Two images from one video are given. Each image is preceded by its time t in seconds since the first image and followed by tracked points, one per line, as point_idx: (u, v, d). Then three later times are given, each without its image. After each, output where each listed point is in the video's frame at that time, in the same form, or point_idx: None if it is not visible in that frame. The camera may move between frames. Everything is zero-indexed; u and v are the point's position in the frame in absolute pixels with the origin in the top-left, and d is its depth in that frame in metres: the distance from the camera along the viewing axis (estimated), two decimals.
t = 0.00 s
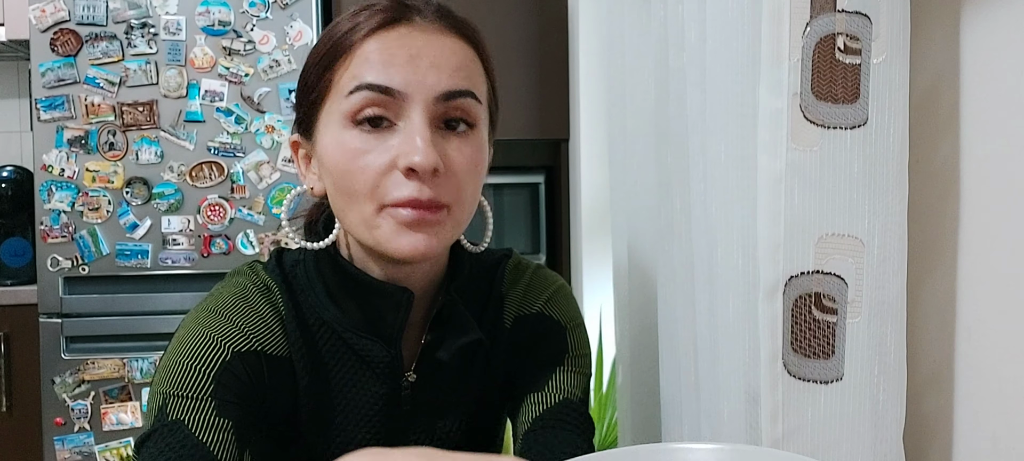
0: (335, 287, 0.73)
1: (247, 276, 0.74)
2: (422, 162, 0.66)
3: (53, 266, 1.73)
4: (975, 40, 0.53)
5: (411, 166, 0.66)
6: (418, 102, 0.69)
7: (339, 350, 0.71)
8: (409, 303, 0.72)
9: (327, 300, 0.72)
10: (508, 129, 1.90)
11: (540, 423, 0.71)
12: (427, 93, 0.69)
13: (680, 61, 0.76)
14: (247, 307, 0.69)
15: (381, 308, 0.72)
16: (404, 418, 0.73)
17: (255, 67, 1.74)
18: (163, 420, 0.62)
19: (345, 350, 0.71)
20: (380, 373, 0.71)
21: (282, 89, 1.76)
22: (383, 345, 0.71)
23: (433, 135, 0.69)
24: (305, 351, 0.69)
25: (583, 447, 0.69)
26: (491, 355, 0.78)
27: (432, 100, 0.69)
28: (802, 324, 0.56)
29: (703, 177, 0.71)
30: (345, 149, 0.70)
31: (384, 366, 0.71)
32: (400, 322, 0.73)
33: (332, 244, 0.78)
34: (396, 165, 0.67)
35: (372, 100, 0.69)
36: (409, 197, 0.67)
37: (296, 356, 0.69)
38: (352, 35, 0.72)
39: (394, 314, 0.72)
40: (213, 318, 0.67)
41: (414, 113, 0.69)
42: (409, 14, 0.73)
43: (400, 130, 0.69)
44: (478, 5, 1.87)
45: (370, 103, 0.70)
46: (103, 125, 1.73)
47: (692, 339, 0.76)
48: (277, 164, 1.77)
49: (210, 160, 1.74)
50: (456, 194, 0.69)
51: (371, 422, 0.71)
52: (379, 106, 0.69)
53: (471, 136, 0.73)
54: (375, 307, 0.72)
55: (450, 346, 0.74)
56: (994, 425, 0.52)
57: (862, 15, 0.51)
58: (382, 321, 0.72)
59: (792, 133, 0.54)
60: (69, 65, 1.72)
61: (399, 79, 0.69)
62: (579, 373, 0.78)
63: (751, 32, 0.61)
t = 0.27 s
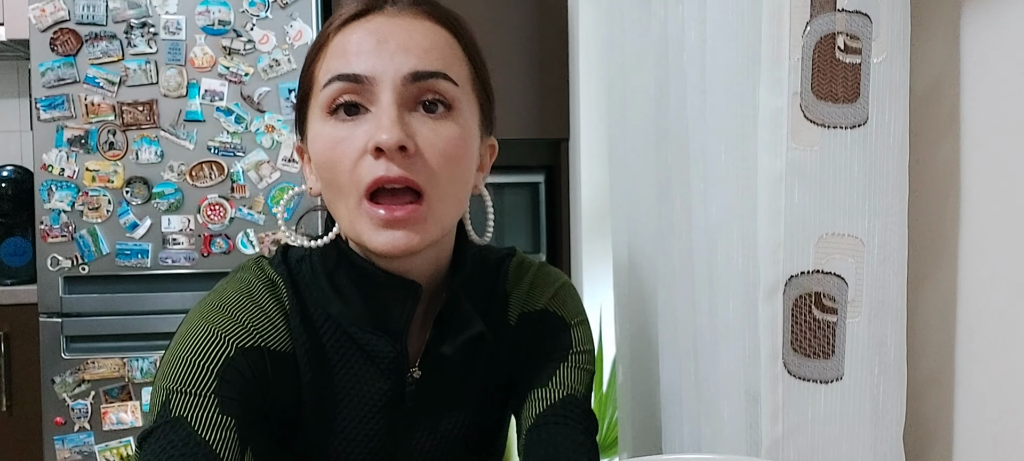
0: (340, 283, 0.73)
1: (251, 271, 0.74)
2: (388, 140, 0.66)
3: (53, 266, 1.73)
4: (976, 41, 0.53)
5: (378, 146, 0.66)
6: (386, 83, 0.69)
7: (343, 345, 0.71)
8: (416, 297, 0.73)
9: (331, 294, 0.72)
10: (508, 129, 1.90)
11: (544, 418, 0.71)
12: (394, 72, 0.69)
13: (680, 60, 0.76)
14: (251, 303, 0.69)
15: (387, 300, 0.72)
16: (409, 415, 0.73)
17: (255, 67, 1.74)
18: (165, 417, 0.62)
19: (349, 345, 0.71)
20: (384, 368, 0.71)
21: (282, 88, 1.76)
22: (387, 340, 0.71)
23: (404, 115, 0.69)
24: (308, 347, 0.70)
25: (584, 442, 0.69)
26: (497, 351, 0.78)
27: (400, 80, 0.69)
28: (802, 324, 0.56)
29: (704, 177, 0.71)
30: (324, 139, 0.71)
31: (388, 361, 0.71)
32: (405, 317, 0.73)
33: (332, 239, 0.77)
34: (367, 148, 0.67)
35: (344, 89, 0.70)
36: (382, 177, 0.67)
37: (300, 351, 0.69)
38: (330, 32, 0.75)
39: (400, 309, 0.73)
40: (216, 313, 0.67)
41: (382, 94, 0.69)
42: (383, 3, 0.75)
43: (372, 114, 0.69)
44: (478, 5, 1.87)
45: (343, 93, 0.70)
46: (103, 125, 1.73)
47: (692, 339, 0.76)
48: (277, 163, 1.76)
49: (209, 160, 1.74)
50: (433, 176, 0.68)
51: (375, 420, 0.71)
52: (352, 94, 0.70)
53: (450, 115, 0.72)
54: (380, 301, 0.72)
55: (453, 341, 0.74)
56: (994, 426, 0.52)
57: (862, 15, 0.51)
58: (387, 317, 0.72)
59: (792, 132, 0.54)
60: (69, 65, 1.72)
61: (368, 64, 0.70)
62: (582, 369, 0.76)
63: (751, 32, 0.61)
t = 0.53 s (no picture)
0: (343, 281, 0.73)
1: (253, 270, 0.74)
2: (385, 166, 0.66)
3: (53, 266, 1.73)
4: (975, 40, 0.53)
5: (375, 170, 0.67)
6: (385, 105, 0.69)
7: (345, 344, 0.71)
8: (418, 296, 0.73)
9: (334, 293, 0.72)
10: (508, 129, 1.90)
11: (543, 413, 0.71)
12: (394, 94, 0.69)
13: (680, 61, 0.76)
14: (254, 302, 0.69)
15: (388, 298, 0.72)
16: (410, 414, 0.73)
17: (254, 67, 1.74)
18: (167, 416, 0.62)
19: (352, 343, 0.71)
20: (387, 367, 0.71)
21: (282, 88, 1.76)
22: (391, 339, 0.71)
23: (403, 135, 0.69)
24: (311, 346, 0.70)
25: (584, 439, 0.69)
26: (499, 348, 0.79)
27: (400, 102, 0.69)
28: (801, 323, 0.56)
29: (704, 177, 0.71)
30: (321, 151, 0.71)
31: (392, 360, 0.71)
32: (409, 315, 0.73)
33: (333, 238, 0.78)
34: (365, 168, 0.68)
35: (343, 105, 0.70)
36: (377, 198, 0.67)
37: (303, 351, 0.69)
38: (332, 38, 0.74)
39: (403, 306, 0.73)
40: (219, 312, 0.67)
41: (382, 116, 0.69)
42: (387, 14, 0.73)
43: (371, 133, 0.69)
44: (478, 4, 1.87)
45: (342, 108, 0.70)
46: (103, 125, 1.73)
47: (692, 339, 0.76)
48: (277, 163, 1.76)
49: (209, 160, 1.74)
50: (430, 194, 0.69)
51: (377, 419, 0.71)
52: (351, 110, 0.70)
53: (451, 132, 0.72)
54: (383, 299, 0.73)
55: (457, 339, 0.74)
56: (993, 425, 0.52)
57: (862, 15, 0.52)
58: (390, 314, 0.73)
59: (792, 132, 0.53)
60: (69, 65, 1.72)
61: (366, 83, 0.69)
62: (582, 365, 0.76)
63: (750, 32, 0.61)
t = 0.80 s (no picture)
0: (341, 282, 0.73)
1: (250, 271, 0.74)
2: (397, 165, 0.66)
3: (53, 266, 1.73)
4: (975, 41, 0.53)
5: (386, 169, 0.67)
6: (397, 104, 0.69)
7: (343, 345, 0.72)
8: (416, 296, 0.73)
9: (333, 294, 0.72)
10: (508, 129, 1.90)
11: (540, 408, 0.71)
12: (405, 93, 0.69)
13: (680, 61, 0.76)
14: (252, 302, 0.69)
15: (387, 298, 0.73)
16: (409, 414, 0.73)
17: (254, 67, 1.74)
18: (166, 416, 0.62)
19: (351, 344, 0.72)
20: (385, 367, 0.71)
21: (282, 88, 1.76)
22: (389, 339, 0.71)
23: (413, 135, 0.69)
24: (310, 347, 0.70)
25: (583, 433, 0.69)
26: (499, 347, 0.78)
27: (412, 101, 0.69)
28: (801, 323, 0.56)
29: (704, 178, 0.71)
30: (328, 148, 0.71)
31: (390, 360, 0.71)
32: (407, 315, 0.73)
33: (332, 237, 0.78)
34: (373, 166, 0.68)
35: (352, 101, 0.70)
36: (386, 196, 0.68)
37: (301, 352, 0.69)
38: (341, 33, 0.74)
39: (401, 306, 0.73)
40: (217, 313, 0.68)
41: (393, 114, 0.69)
42: (397, 12, 0.74)
43: (380, 131, 0.69)
44: (478, 5, 1.87)
45: (351, 105, 0.70)
46: (103, 125, 1.73)
47: (692, 339, 0.76)
48: (277, 164, 1.76)
49: (209, 160, 1.74)
50: (438, 194, 0.69)
51: (375, 418, 0.71)
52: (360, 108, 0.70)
53: (459, 133, 0.73)
54: (382, 299, 0.73)
55: (458, 338, 0.75)
56: (994, 426, 0.52)
57: (862, 15, 0.52)
58: (389, 314, 0.73)
59: (792, 133, 0.53)
60: (69, 65, 1.72)
61: (378, 80, 0.69)
62: (580, 360, 0.76)
63: (750, 32, 0.61)
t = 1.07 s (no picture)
0: (326, 281, 0.72)
1: (235, 273, 0.74)
2: (416, 145, 0.65)
3: (53, 266, 1.73)
4: (974, 42, 0.53)
5: (404, 149, 0.65)
6: (407, 88, 0.68)
7: (329, 346, 0.70)
8: (400, 293, 0.72)
9: (318, 294, 0.71)
10: (508, 129, 1.90)
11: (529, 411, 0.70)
12: (415, 77, 0.68)
13: (680, 61, 0.76)
14: (237, 304, 0.69)
15: (375, 297, 0.72)
16: (399, 413, 0.72)
17: (255, 67, 1.75)
18: (155, 419, 0.62)
19: (338, 345, 0.71)
20: (373, 366, 0.71)
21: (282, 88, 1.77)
22: (375, 338, 0.71)
23: (424, 120, 0.68)
24: (296, 346, 0.69)
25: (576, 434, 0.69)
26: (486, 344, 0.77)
27: (422, 85, 0.69)
28: (801, 324, 0.56)
29: (703, 178, 0.71)
30: (335, 135, 0.69)
31: (377, 359, 0.70)
32: (393, 314, 0.72)
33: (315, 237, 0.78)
34: (389, 148, 0.66)
35: (361, 87, 0.68)
36: (403, 178, 0.66)
37: (288, 352, 0.69)
38: (337, 24, 0.72)
39: (388, 304, 0.72)
40: (204, 315, 0.67)
41: (404, 98, 0.68)
42: (395, 3, 0.73)
43: (390, 116, 0.68)
44: (478, 5, 1.88)
45: (358, 91, 0.68)
46: (103, 125, 1.73)
47: (692, 339, 0.76)
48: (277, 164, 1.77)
49: (210, 160, 1.74)
50: (449, 178, 0.69)
51: (365, 419, 0.70)
52: (369, 91, 0.68)
53: (461, 122, 0.73)
54: (368, 298, 0.72)
55: (445, 336, 0.74)
56: (994, 426, 0.52)
57: (862, 16, 0.52)
58: (375, 312, 0.72)
59: (793, 133, 0.53)
60: (69, 65, 1.72)
61: (389, 65, 0.68)
62: (563, 360, 0.75)
63: (750, 32, 0.61)
